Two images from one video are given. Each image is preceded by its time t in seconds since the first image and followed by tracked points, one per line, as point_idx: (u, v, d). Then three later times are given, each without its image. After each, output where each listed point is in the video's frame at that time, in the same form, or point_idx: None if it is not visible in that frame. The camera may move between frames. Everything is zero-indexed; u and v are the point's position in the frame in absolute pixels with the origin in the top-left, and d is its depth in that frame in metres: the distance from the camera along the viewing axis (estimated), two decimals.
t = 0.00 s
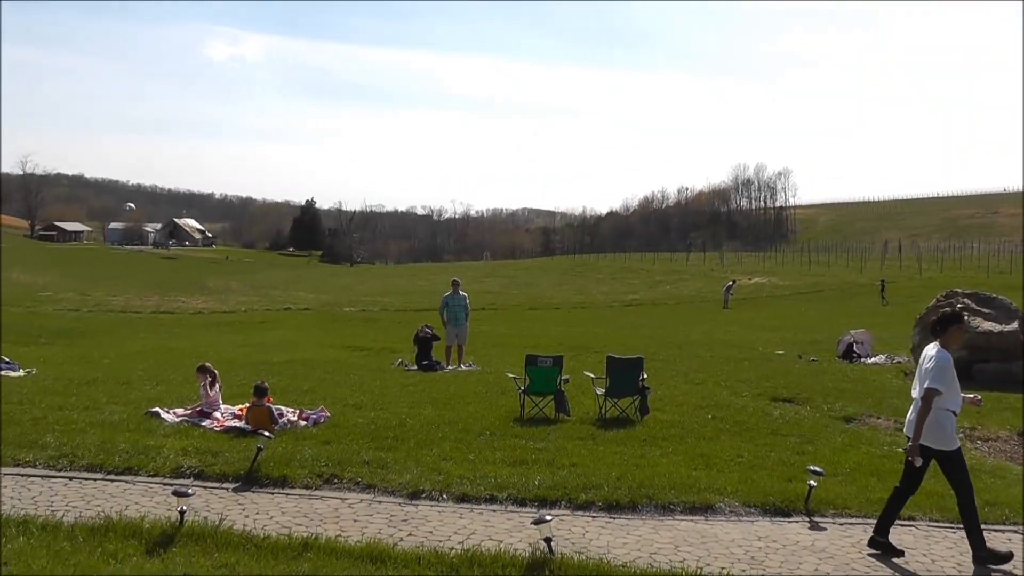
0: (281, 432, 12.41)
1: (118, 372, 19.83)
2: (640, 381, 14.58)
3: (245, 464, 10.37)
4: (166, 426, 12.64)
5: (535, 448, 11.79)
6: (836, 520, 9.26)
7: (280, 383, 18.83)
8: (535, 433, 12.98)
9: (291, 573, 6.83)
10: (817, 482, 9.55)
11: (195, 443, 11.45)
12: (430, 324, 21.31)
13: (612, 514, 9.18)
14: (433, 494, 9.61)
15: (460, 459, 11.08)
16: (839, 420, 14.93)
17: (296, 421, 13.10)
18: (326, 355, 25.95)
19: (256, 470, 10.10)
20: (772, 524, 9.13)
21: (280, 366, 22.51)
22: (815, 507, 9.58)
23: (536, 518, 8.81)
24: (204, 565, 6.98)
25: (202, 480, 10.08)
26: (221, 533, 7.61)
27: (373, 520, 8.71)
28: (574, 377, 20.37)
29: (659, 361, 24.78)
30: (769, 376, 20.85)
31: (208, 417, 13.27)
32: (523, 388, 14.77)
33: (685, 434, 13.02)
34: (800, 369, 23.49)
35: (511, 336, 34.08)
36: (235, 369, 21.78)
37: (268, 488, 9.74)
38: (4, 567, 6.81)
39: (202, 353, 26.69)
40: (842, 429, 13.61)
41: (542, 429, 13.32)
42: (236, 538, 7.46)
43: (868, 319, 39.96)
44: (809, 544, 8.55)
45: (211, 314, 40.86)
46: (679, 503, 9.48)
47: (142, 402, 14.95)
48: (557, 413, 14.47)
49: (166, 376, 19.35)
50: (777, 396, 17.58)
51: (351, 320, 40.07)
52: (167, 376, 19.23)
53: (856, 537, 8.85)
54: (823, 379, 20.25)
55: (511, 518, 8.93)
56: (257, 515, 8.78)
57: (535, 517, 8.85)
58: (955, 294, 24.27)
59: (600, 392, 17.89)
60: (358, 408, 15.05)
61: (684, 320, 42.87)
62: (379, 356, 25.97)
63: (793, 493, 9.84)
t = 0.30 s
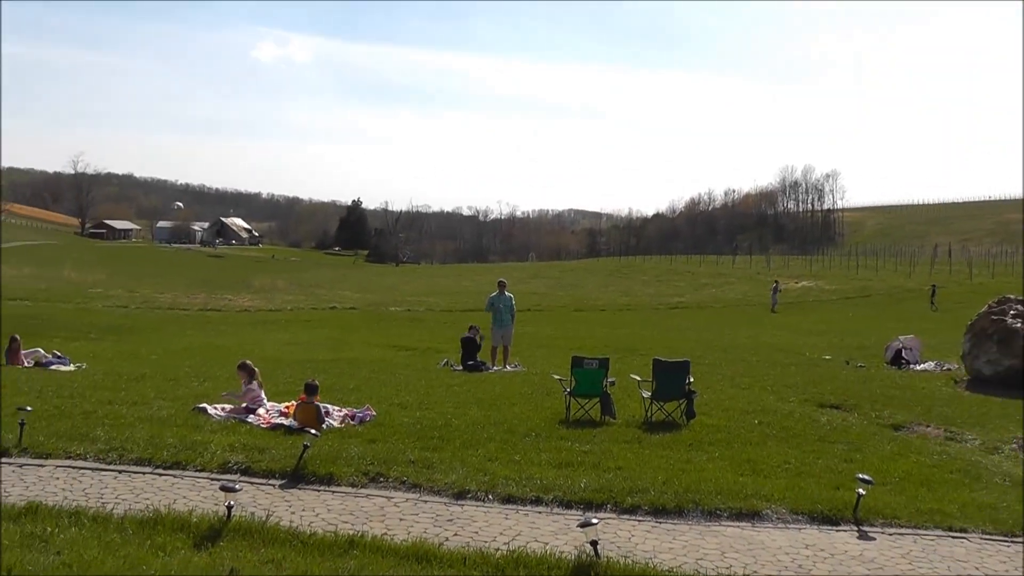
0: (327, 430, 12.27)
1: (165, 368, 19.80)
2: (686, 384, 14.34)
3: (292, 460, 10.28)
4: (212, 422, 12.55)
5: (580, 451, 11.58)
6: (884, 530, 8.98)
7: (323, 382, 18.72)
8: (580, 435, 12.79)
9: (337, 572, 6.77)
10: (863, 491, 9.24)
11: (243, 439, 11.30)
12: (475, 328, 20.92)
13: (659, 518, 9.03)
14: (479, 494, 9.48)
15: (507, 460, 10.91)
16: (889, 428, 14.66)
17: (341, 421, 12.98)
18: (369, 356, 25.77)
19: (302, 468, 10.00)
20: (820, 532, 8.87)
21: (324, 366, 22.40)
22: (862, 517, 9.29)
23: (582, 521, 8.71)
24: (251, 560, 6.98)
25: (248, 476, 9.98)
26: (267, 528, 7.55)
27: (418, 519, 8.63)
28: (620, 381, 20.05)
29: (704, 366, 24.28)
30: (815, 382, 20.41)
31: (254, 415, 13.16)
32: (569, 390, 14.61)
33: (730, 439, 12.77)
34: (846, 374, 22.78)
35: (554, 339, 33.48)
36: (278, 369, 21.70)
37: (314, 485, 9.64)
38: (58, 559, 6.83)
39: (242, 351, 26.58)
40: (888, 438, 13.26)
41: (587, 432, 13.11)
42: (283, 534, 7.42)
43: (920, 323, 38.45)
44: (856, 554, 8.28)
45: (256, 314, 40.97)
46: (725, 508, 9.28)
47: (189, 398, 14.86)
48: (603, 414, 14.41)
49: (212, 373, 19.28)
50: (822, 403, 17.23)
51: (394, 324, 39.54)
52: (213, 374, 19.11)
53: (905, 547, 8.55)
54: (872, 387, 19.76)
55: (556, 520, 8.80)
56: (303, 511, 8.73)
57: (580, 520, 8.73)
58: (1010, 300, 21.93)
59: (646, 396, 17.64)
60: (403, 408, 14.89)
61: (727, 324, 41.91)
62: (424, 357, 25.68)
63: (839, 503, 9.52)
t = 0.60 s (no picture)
0: (373, 429, 11.56)
1: (212, 366, 18.65)
2: (732, 385, 13.60)
3: (337, 460, 9.72)
4: (259, 421, 11.75)
5: (625, 453, 10.92)
6: (935, 538, 8.45)
7: (369, 381, 17.68)
8: (625, 437, 12.04)
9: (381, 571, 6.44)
10: (913, 497, 8.71)
11: (288, 438, 10.61)
12: (520, 328, 20.58)
13: (704, 522, 8.58)
14: (523, 495, 8.95)
15: (553, 463, 10.26)
16: (935, 433, 13.71)
17: (390, 422, 12.19)
18: (415, 353, 24.58)
19: (349, 467, 9.44)
20: (866, 538, 8.41)
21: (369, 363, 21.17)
22: (912, 523, 8.78)
23: (627, 524, 8.25)
24: (295, 560, 6.53)
25: (295, 476, 9.38)
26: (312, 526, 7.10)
27: (464, 519, 8.14)
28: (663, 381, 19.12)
29: (752, 367, 23.11)
30: (865, 385, 19.39)
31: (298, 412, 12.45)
32: (615, 391, 13.73)
33: (778, 443, 12.03)
34: (895, 377, 21.73)
35: (601, 338, 31.92)
36: (326, 365, 20.55)
37: (360, 485, 9.10)
38: (105, 553, 6.42)
39: (295, 347, 25.35)
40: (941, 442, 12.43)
41: (632, 434, 12.34)
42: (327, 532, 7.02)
43: (971, 323, 36.77)
44: (904, 562, 7.80)
45: (301, 311, 39.91)
46: (771, 512, 8.81)
47: (237, 397, 13.89)
48: (648, 417, 13.45)
49: (258, 370, 18.22)
50: (870, 406, 16.35)
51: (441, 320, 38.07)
52: (259, 371, 17.94)
53: (957, 556, 8.01)
54: (923, 389, 18.78)
55: (603, 522, 8.33)
56: (348, 510, 8.23)
57: (626, 523, 8.29)
58: None
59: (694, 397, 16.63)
60: (450, 408, 13.94)
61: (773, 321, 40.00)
62: (471, 356, 24.22)
63: (888, 509, 9.01)
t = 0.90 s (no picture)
0: (415, 430, 11.56)
1: (253, 367, 18.67)
2: (773, 388, 13.33)
3: (378, 459, 9.77)
4: (301, 421, 11.80)
5: (666, 455, 10.85)
6: (983, 544, 8.26)
7: (408, 381, 17.64)
8: (665, 439, 11.94)
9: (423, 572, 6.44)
10: (959, 503, 8.51)
11: (329, 438, 10.64)
12: (561, 328, 20.04)
13: (747, 525, 8.50)
14: (564, 497, 8.94)
15: (595, 464, 10.23)
16: (983, 436, 13.34)
17: (431, 423, 12.21)
18: (457, 355, 24.24)
19: (390, 467, 9.48)
20: (911, 543, 8.26)
21: (410, 364, 21.03)
22: (958, 529, 8.59)
23: (669, 526, 8.19)
24: (338, 558, 6.55)
25: (336, 475, 9.44)
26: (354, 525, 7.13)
27: (505, 519, 8.15)
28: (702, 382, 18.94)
29: (792, 369, 22.73)
30: (910, 387, 18.96)
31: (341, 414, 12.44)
32: (656, 394, 13.67)
33: (819, 445, 11.91)
34: (937, 378, 21.23)
35: (637, 339, 31.57)
36: (366, 367, 20.48)
37: (400, 485, 9.13)
38: (150, 551, 6.48)
39: (334, 348, 25.30)
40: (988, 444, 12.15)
41: (673, 435, 12.26)
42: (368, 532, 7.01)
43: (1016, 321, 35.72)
44: (952, 568, 7.61)
45: (341, 311, 39.65)
46: (814, 516, 8.70)
47: (278, 397, 13.92)
48: (689, 419, 13.31)
49: (299, 371, 18.22)
50: (913, 409, 16.00)
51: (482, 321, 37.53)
52: (301, 371, 17.91)
53: (1004, 563, 7.82)
54: (968, 390, 18.35)
55: (644, 524, 8.26)
56: (390, 510, 8.24)
57: (669, 525, 8.24)
58: None
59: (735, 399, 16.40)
60: (490, 409, 13.88)
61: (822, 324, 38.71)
62: (511, 357, 24.02)
63: (933, 514, 8.81)
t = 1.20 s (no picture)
0: (456, 431, 10.96)
1: (294, 364, 17.92)
2: (816, 392, 12.80)
3: (419, 459, 9.31)
4: (342, 420, 11.20)
5: (709, 458, 10.36)
6: None
7: (446, 381, 16.88)
8: (708, 442, 11.42)
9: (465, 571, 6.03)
10: (1009, 513, 8.05)
11: (369, 437, 10.17)
12: (604, 329, 18.45)
13: (789, 531, 8.13)
14: (605, 499, 8.56)
15: (636, 466, 9.74)
16: None
17: (473, 424, 11.58)
18: (498, 354, 23.31)
19: (430, 467, 9.04)
20: (957, 553, 7.88)
21: (450, 363, 20.16)
22: (1008, 540, 8.09)
23: (712, 531, 7.82)
24: (378, 558, 6.14)
25: (377, 475, 8.95)
26: (396, 524, 6.68)
27: (546, 521, 7.73)
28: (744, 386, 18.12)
29: (835, 373, 21.70)
30: (957, 392, 18.16)
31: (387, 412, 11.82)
32: (696, 397, 13.07)
33: (864, 450, 11.38)
34: (984, 381, 20.36)
35: (673, 339, 30.83)
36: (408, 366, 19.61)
37: (442, 485, 8.65)
38: (191, 546, 6.11)
39: (374, 348, 24.25)
40: None
41: (715, 439, 11.62)
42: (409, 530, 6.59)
43: None
44: None
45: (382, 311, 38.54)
46: (858, 524, 8.34)
47: (318, 395, 13.23)
48: (730, 423, 12.72)
49: (342, 369, 17.47)
50: (958, 414, 15.28)
51: (521, 320, 36.50)
52: (341, 369, 17.45)
53: None
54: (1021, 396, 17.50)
55: (686, 529, 7.87)
56: (429, 510, 7.83)
57: (711, 528, 7.91)
58: None
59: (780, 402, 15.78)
60: (530, 409, 13.14)
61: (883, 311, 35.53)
62: (551, 357, 23.38)
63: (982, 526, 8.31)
